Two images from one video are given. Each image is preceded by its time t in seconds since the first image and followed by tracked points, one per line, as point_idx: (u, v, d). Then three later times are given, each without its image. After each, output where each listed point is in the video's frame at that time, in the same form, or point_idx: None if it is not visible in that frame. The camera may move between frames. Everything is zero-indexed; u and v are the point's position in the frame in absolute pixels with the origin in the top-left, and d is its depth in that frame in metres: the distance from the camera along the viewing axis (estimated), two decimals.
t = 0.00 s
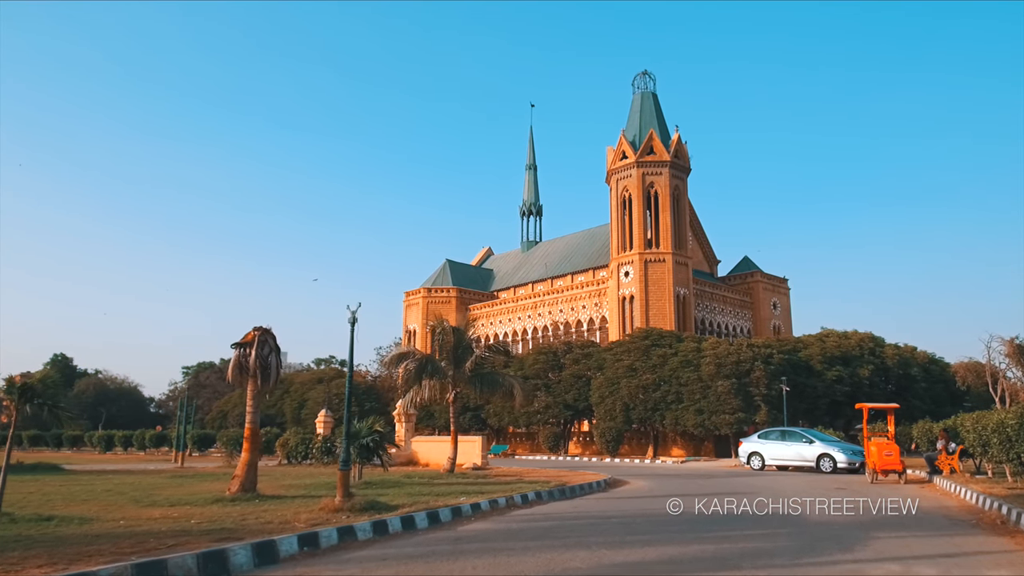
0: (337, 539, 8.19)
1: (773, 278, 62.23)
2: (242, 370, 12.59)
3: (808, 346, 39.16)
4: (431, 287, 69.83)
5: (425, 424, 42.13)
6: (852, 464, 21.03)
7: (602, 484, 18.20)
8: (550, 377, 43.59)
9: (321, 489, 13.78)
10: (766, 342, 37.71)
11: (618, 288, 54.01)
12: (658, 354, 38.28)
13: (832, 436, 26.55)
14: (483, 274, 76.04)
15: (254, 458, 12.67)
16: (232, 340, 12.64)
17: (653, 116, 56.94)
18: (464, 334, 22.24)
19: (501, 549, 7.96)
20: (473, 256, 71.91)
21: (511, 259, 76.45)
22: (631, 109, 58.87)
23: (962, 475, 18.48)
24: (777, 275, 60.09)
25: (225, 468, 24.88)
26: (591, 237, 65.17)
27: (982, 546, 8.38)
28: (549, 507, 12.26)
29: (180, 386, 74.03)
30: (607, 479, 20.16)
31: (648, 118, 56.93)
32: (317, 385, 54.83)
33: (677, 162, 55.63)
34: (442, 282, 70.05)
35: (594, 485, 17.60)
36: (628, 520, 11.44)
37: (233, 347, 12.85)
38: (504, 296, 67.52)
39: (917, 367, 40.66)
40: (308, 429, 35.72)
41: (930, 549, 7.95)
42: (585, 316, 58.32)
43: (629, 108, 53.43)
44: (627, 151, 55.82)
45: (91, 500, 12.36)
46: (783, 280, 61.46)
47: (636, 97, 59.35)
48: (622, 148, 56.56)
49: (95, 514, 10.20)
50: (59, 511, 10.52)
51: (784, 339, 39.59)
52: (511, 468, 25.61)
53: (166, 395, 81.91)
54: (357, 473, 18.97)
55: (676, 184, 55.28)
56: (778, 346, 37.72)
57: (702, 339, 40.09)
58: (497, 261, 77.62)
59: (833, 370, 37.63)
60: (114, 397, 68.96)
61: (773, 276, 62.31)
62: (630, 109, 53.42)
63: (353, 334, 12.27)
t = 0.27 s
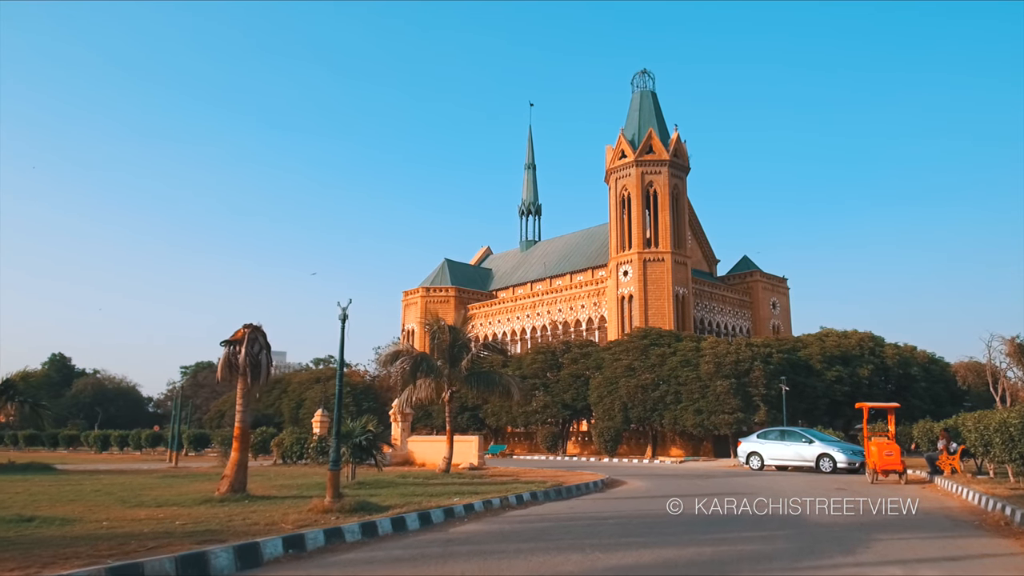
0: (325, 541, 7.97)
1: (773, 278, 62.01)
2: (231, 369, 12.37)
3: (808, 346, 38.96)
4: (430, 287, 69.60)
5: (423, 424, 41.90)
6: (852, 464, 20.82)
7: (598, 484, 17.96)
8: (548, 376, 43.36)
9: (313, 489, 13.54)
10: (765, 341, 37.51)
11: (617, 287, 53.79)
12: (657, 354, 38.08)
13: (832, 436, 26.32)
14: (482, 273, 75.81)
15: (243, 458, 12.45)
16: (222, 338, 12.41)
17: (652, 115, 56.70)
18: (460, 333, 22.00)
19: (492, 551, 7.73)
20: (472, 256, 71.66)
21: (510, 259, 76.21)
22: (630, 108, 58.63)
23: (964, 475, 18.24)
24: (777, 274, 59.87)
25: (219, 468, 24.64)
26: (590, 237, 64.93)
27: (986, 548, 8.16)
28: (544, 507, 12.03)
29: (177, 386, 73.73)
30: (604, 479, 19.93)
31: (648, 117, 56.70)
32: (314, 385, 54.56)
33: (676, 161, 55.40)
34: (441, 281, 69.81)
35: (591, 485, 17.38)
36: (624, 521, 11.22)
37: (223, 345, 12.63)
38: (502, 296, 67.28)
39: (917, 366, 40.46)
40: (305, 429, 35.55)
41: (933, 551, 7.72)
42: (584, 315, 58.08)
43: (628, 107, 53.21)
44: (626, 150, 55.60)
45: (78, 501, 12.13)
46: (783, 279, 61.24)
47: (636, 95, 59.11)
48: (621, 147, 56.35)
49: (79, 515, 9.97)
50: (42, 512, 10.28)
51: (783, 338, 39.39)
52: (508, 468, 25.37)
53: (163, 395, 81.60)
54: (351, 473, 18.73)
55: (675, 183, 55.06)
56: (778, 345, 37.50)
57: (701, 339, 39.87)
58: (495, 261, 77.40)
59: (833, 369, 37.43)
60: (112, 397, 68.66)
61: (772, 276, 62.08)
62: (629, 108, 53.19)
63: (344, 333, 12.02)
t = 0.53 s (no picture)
0: (312, 546, 7.75)
1: (773, 277, 61.78)
2: (222, 369, 12.16)
3: (808, 345, 38.73)
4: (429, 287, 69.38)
5: (421, 424, 41.70)
6: (853, 465, 20.61)
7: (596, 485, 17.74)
8: (547, 377, 43.14)
9: (305, 491, 13.33)
10: (765, 341, 37.30)
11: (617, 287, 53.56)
12: (656, 354, 37.86)
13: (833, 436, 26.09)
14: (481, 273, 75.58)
15: (234, 460, 12.24)
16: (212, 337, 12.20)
17: (652, 114, 56.49)
18: (456, 332, 21.78)
19: (483, 555, 7.51)
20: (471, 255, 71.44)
21: (509, 259, 75.99)
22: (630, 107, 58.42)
23: (966, 476, 18.02)
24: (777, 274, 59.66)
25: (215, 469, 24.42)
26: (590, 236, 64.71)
27: (992, 552, 7.95)
28: (540, 510, 11.82)
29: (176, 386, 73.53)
30: (603, 480, 19.70)
31: (647, 116, 56.49)
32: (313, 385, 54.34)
33: (676, 160, 55.19)
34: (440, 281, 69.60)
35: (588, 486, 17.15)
36: (622, 524, 11.00)
37: (213, 345, 12.41)
38: (502, 296, 67.05)
39: (918, 367, 40.23)
40: (303, 429, 35.36)
41: (937, 556, 7.51)
42: (583, 315, 57.85)
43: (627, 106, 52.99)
44: (625, 150, 55.39)
45: (65, 503, 11.91)
46: (783, 279, 61.02)
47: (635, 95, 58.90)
48: (620, 146, 56.14)
49: (64, 518, 9.75)
50: (27, 514, 10.06)
51: (783, 338, 39.18)
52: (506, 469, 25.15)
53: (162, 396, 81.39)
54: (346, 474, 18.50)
55: (675, 182, 54.85)
56: (777, 345, 37.29)
57: (701, 339, 39.65)
58: (495, 261, 77.20)
59: (833, 369, 37.20)
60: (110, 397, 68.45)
61: (772, 275, 61.85)
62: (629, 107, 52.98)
63: (335, 332, 11.81)
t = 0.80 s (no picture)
0: (297, 547, 7.54)
1: (773, 277, 61.53)
2: (211, 366, 11.95)
3: (808, 345, 38.50)
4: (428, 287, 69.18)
5: (420, 424, 41.51)
6: (853, 464, 20.40)
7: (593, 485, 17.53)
8: (547, 376, 42.93)
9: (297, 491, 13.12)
10: (765, 340, 37.10)
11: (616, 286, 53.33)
12: (656, 353, 37.66)
13: (834, 436, 25.85)
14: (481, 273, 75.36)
15: (224, 459, 12.03)
16: (202, 334, 12.00)
17: (652, 113, 56.29)
18: (452, 330, 21.58)
19: (473, 557, 7.31)
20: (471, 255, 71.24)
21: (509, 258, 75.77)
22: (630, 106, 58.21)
23: (967, 476, 17.79)
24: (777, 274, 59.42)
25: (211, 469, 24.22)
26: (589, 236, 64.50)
27: (995, 554, 7.74)
28: (535, 510, 11.61)
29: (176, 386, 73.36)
30: (601, 480, 19.48)
31: (647, 115, 56.29)
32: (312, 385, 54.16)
33: (676, 159, 54.99)
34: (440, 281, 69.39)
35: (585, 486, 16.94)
36: (618, 525, 10.78)
37: (202, 342, 12.20)
38: (502, 295, 66.85)
39: (919, 366, 39.99)
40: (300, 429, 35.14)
41: (939, 557, 7.30)
42: (583, 315, 57.63)
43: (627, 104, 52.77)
44: (625, 149, 55.19)
45: (51, 503, 11.70)
46: (783, 279, 60.77)
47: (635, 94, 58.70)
48: (620, 145, 55.93)
49: (46, 519, 9.54)
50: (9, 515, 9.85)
51: (783, 337, 38.96)
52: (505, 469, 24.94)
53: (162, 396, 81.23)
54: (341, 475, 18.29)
55: (675, 181, 54.63)
56: (777, 344, 37.09)
57: (701, 338, 39.43)
58: (494, 261, 76.98)
59: (834, 368, 36.97)
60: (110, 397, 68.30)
61: (773, 275, 61.61)
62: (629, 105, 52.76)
63: (325, 329, 11.61)
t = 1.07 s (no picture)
0: (279, 551, 7.34)
1: (773, 277, 61.31)
2: (199, 366, 11.75)
3: (807, 345, 38.30)
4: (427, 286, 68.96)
5: (418, 424, 41.31)
6: (852, 465, 20.20)
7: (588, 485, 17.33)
8: (545, 376, 42.72)
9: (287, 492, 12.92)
10: (764, 340, 36.91)
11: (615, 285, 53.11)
12: (654, 353, 37.47)
13: (833, 436, 25.64)
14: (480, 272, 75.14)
15: (211, 460, 11.81)
16: (189, 333, 11.80)
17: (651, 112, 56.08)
18: (447, 329, 21.37)
19: (459, 562, 7.11)
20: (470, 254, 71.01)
21: (508, 258, 75.55)
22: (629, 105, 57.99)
23: (968, 476, 17.57)
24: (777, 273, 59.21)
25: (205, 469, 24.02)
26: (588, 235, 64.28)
27: (997, 559, 7.52)
28: (527, 512, 11.42)
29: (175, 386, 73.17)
30: (597, 481, 19.25)
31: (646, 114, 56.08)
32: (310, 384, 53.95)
33: (676, 159, 54.76)
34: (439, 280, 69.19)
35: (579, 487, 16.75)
36: (611, 527, 10.58)
37: (190, 341, 12.01)
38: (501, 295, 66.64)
39: (919, 366, 39.77)
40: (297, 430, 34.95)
41: (939, 563, 7.10)
42: (582, 314, 57.43)
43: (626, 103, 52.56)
44: (624, 148, 54.98)
45: (36, 505, 11.50)
46: (783, 278, 60.56)
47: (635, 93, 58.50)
48: (619, 144, 55.72)
49: (26, 521, 9.35)
50: None
51: (782, 337, 38.76)
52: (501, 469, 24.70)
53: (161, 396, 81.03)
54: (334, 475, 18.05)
55: (674, 181, 54.42)
56: (777, 344, 36.89)
57: (700, 338, 39.23)
58: (494, 260, 76.76)
59: (833, 368, 36.76)
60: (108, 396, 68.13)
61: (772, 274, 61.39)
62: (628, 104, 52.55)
63: (313, 328, 11.42)
